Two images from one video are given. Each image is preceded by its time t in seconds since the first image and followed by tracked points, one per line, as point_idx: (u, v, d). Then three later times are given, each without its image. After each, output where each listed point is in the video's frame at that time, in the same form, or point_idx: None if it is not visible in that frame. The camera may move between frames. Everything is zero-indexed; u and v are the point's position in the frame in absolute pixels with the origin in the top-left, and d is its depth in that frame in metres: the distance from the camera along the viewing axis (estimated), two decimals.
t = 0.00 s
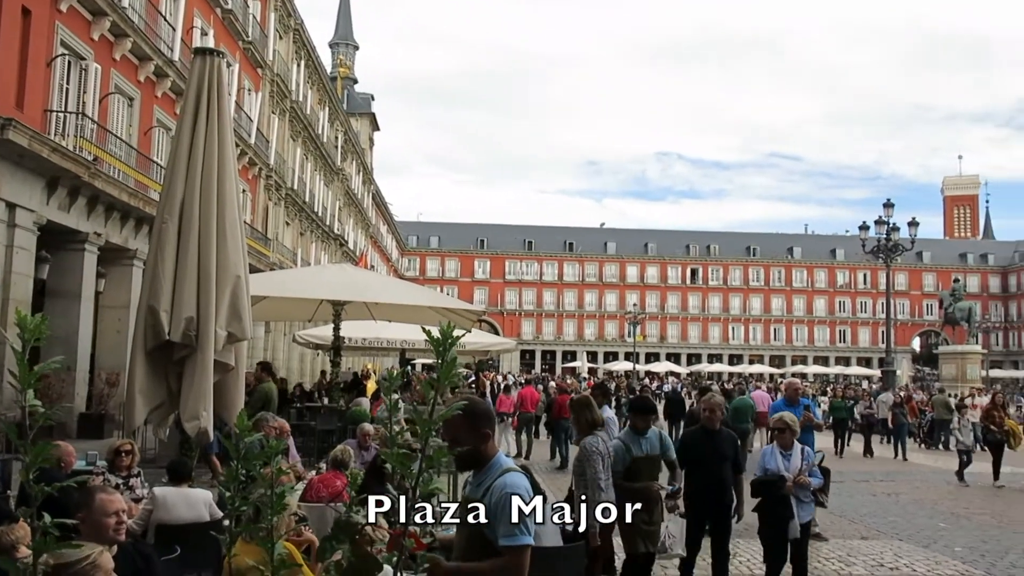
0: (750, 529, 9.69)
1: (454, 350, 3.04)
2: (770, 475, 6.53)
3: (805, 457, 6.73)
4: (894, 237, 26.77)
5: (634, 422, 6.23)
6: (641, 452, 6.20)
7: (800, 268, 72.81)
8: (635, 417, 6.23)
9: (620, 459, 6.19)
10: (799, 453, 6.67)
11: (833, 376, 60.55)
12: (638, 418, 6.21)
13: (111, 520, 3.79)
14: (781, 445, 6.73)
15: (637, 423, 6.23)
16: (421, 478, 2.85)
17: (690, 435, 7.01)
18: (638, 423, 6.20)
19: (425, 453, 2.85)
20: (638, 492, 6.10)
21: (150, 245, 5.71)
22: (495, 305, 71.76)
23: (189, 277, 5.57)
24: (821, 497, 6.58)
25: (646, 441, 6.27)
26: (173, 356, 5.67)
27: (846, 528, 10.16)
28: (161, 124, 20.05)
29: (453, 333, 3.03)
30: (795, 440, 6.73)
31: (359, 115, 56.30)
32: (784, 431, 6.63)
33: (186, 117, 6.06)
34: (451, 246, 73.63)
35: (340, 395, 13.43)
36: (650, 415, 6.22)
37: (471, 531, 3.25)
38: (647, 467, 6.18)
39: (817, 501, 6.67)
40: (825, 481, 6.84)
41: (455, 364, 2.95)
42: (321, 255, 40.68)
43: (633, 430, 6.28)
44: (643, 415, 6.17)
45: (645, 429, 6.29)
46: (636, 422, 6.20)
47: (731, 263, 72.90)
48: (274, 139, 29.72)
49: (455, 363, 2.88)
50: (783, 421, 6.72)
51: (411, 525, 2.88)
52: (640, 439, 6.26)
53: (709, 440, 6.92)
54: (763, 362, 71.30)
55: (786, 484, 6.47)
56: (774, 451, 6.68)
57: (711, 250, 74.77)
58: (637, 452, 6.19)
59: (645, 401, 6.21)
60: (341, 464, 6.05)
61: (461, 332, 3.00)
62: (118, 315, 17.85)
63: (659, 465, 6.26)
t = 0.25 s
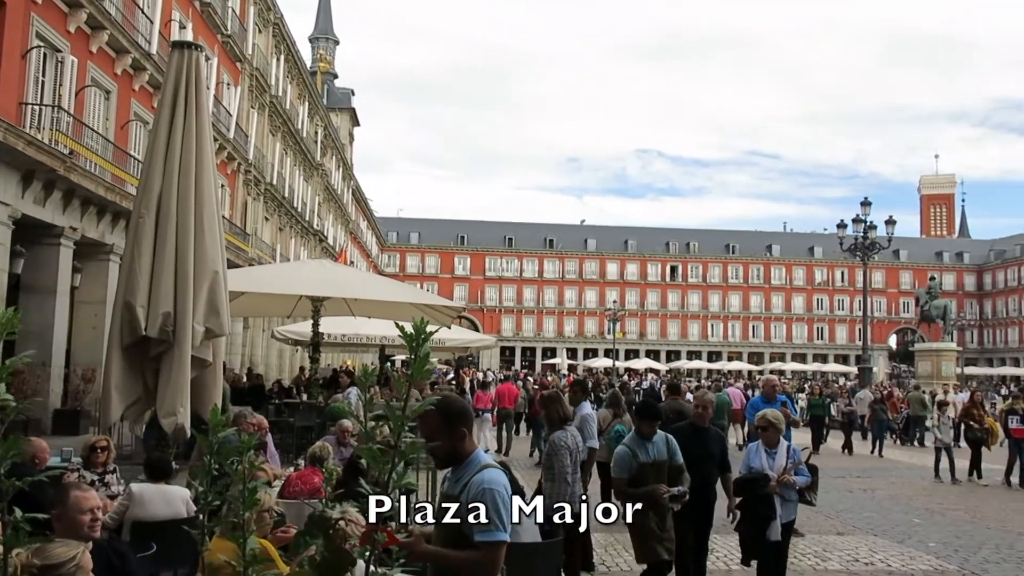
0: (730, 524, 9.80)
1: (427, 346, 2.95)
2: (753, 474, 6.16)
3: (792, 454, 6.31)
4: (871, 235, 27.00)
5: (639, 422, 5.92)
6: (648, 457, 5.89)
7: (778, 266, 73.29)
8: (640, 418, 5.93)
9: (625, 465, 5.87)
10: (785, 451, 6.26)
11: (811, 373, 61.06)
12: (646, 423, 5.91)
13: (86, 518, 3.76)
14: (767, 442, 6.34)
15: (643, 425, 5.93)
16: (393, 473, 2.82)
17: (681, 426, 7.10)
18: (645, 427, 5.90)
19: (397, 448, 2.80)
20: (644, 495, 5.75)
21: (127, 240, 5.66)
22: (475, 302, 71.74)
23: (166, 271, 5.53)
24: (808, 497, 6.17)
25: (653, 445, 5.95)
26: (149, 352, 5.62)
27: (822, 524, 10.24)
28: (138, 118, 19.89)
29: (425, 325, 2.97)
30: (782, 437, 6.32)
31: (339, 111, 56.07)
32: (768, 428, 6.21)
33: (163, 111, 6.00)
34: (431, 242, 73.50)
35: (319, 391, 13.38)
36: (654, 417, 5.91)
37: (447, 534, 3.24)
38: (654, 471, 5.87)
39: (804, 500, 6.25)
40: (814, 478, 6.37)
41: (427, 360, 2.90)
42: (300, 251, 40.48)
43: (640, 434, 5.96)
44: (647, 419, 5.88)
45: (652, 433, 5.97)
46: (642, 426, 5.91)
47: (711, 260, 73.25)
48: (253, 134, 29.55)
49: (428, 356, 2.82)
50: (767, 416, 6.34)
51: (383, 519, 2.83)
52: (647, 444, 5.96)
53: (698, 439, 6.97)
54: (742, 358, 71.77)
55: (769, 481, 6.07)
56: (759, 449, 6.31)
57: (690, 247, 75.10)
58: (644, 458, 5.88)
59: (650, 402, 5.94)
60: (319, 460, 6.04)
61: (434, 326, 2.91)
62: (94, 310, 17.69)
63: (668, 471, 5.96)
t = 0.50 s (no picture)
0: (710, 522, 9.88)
1: (400, 342, 2.95)
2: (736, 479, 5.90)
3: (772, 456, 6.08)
4: (848, 234, 27.20)
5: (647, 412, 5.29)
6: (652, 450, 5.29)
7: (757, 264, 73.71)
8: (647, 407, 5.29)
9: (628, 457, 5.26)
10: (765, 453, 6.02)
11: (789, 370, 61.45)
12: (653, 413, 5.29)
13: (60, 514, 3.72)
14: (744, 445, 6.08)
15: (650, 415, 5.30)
16: (365, 470, 2.79)
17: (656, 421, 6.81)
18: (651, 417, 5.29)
19: (370, 443, 2.78)
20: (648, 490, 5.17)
21: (103, 235, 5.59)
22: (454, 298, 71.64)
23: (143, 267, 5.48)
24: (792, 498, 5.94)
25: (658, 438, 5.36)
26: (127, 348, 5.57)
27: (800, 520, 10.31)
28: (115, 112, 19.68)
29: (399, 322, 2.96)
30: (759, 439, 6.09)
31: (319, 106, 55.78)
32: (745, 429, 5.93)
33: (140, 104, 5.93)
34: (411, 239, 73.28)
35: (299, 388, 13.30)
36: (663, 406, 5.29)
37: (424, 533, 3.23)
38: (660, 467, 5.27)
39: (789, 501, 6.03)
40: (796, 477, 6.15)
41: (401, 355, 2.87)
42: (279, 247, 40.21)
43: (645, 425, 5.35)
44: (655, 409, 5.26)
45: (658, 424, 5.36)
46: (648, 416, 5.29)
47: (690, 258, 73.51)
48: (232, 129, 29.30)
49: (401, 353, 2.80)
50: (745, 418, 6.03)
51: (355, 515, 2.78)
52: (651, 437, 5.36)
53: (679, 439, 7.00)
54: (720, 356, 72.15)
55: (753, 487, 5.83)
56: (739, 452, 6.05)
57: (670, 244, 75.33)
58: (649, 451, 5.28)
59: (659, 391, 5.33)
60: (297, 457, 6.02)
61: (407, 324, 2.91)
62: (69, 306, 17.53)
63: (674, 464, 5.40)
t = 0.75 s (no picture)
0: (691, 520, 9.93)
1: (376, 339, 2.94)
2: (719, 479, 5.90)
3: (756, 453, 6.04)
4: (827, 232, 27.41)
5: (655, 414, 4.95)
6: (656, 457, 4.96)
7: (737, 262, 74.11)
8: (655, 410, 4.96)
9: (630, 462, 4.93)
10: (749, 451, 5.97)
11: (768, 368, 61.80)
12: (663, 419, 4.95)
13: (35, 514, 3.69)
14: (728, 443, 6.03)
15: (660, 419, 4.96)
16: (342, 465, 2.77)
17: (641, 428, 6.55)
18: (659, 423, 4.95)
19: (347, 438, 2.76)
20: (649, 497, 4.82)
21: (80, 231, 5.54)
22: (435, 296, 71.56)
23: (121, 263, 5.44)
24: (777, 496, 5.93)
25: (665, 447, 5.03)
26: (103, 345, 5.52)
27: (779, 517, 10.38)
28: (93, 107, 19.52)
29: (375, 318, 2.94)
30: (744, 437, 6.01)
31: (300, 102, 55.49)
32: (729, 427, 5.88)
33: (118, 99, 5.88)
34: (392, 236, 73.08)
35: (279, 385, 13.23)
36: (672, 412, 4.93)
37: (403, 530, 3.22)
38: (665, 477, 4.94)
39: (774, 499, 6.03)
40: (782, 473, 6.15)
41: (378, 352, 2.85)
42: (259, 244, 39.98)
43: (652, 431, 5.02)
44: (663, 414, 4.91)
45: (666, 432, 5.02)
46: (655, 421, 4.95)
47: (671, 256, 73.77)
48: (211, 125, 29.11)
49: (378, 350, 2.79)
50: (728, 414, 5.97)
51: (333, 511, 2.74)
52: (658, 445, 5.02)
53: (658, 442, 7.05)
54: (701, 354, 72.46)
55: (738, 483, 5.84)
56: (722, 450, 6.02)
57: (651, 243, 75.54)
58: (652, 459, 4.95)
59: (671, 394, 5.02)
60: (275, 454, 5.99)
61: (383, 320, 2.90)
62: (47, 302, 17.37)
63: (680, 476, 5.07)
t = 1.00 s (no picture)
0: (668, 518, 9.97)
1: (356, 335, 2.92)
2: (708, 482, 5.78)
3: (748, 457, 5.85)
4: (809, 232, 27.56)
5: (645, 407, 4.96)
6: (649, 455, 4.92)
7: (719, 261, 74.37)
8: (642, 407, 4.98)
9: (622, 459, 4.95)
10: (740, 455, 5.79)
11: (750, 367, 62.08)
12: (654, 415, 4.93)
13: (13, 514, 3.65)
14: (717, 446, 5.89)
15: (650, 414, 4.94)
16: (323, 463, 2.76)
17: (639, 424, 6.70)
18: (650, 420, 4.95)
19: (325, 435, 2.74)
20: (636, 494, 4.82)
21: (59, 230, 5.49)
22: (418, 294, 71.43)
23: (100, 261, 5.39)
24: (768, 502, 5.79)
25: (661, 444, 4.95)
26: (83, 343, 5.47)
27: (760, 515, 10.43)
28: (72, 103, 19.31)
29: (354, 315, 2.93)
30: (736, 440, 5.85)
31: (282, 99, 55.18)
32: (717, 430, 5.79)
33: (98, 96, 5.83)
34: (375, 233, 72.84)
35: (259, 384, 13.15)
36: (664, 407, 4.91)
37: (384, 527, 3.20)
38: (658, 474, 4.90)
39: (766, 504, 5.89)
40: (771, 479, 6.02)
41: (356, 348, 2.84)
42: (240, 241, 39.74)
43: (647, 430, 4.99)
44: (652, 410, 4.91)
45: (662, 428, 4.98)
46: (647, 417, 4.96)
47: (654, 255, 73.91)
48: (193, 122, 28.90)
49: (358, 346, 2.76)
50: (721, 417, 5.82)
51: (311, 507, 2.70)
52: (654, 444, 4.95)
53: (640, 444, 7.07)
54: (683, 352, 72.81)
55: (728, 488, 5.67)
56: (714, 454, 5.89)
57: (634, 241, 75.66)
58: (644, 456, 4.93)
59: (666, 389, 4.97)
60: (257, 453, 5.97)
61: (362, 316, 2.88)
62: (25, 300, 17.21)
63: (678, 476, 4.96)
